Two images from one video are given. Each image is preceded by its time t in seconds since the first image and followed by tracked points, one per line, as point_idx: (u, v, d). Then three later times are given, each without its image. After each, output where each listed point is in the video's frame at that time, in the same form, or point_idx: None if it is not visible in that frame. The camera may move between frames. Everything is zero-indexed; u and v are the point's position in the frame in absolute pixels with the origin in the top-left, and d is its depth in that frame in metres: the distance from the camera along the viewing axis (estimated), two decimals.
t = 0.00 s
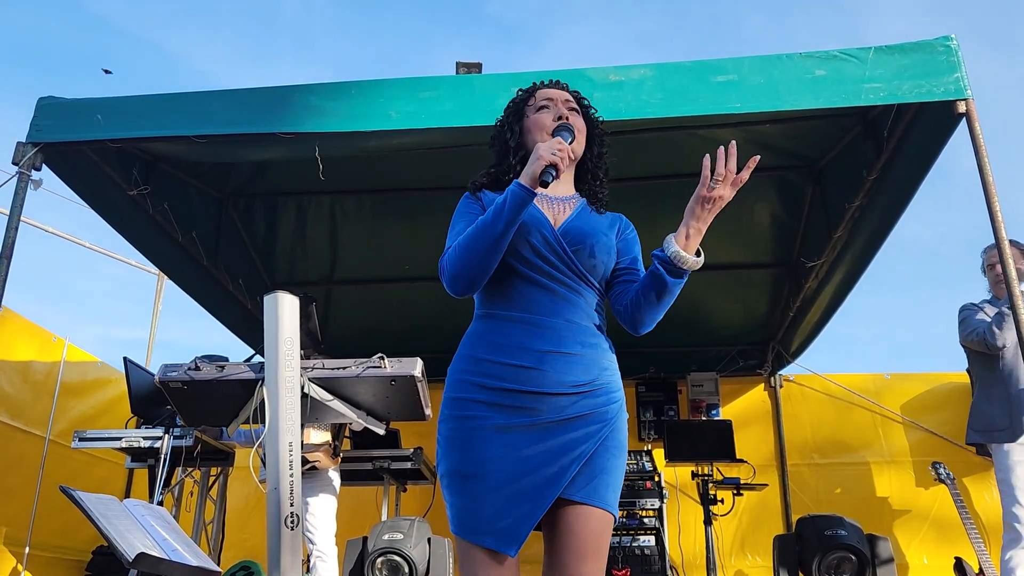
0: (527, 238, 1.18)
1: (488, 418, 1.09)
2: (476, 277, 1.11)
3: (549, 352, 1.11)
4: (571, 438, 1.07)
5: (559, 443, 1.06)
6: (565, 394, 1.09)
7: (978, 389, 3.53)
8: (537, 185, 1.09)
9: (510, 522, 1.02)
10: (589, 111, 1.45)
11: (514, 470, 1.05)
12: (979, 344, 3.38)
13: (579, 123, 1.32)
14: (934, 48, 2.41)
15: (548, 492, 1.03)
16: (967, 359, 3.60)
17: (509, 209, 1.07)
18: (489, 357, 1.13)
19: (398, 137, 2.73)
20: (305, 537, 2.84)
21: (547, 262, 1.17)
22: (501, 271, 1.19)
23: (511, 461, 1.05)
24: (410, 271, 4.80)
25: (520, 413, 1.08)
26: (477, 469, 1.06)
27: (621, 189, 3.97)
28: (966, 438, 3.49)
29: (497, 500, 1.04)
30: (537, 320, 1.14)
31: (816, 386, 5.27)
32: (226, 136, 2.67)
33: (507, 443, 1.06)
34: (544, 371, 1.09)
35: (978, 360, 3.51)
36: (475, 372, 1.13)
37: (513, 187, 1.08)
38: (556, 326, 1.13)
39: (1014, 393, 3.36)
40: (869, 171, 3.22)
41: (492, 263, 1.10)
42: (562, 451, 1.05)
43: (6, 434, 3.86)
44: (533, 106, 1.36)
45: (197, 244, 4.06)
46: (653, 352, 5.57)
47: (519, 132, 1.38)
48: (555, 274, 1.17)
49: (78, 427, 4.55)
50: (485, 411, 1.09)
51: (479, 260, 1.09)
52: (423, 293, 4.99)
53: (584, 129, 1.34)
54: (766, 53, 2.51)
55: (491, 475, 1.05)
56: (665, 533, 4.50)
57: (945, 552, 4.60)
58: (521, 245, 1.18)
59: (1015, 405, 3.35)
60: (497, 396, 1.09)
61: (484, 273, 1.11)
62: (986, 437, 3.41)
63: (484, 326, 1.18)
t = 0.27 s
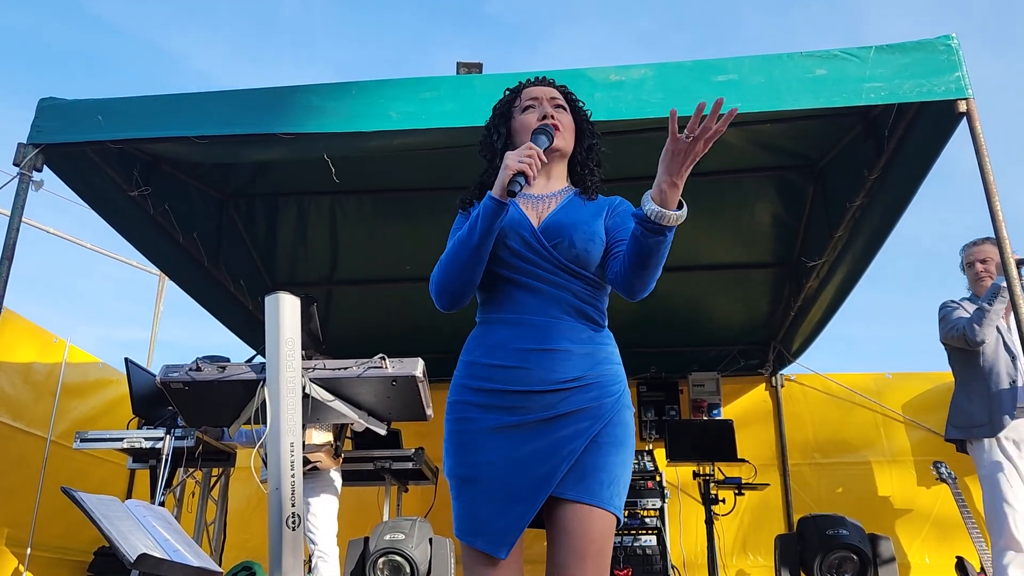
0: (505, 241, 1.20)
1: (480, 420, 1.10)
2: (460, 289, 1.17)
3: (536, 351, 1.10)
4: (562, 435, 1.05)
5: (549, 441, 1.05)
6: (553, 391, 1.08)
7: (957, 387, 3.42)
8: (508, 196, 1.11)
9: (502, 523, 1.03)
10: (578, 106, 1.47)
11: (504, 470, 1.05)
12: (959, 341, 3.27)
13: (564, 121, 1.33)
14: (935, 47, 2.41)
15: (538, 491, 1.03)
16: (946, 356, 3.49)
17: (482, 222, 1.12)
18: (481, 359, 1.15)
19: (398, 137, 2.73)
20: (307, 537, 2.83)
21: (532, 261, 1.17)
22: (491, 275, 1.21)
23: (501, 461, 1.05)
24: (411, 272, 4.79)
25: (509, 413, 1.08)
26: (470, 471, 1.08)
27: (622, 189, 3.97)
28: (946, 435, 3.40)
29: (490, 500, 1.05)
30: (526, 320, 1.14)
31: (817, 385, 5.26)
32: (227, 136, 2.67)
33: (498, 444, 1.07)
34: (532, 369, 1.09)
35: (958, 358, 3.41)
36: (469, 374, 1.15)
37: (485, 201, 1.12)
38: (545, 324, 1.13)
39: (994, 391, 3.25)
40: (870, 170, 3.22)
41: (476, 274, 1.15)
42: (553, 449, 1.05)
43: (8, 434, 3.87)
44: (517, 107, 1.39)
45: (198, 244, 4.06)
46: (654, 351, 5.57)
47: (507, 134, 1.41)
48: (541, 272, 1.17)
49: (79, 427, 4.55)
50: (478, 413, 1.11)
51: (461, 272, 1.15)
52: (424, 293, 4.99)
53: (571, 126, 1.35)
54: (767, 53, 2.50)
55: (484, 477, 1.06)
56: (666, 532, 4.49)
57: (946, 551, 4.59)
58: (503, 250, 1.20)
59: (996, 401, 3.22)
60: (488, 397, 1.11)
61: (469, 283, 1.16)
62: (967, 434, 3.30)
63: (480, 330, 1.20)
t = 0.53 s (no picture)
0: (499, 246, 1.20)
1: (482, 421, 1.10)
2: (457, 301, 1.18)
3: (536, 351, 1.10)
4: (564, 434, 1.05)
5: (551, 441, 1.05)
6: (554, 390, 1.07)
7: (942, 384, 3.38)
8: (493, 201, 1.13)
9: (506, 523, 1.03)
10: (559, 106, 1.45)
11: (506, 471, 1.05)
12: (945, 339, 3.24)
13: (545, 123, 1.32)
14: (934, 47, 2.41)
15: (540, 490, 1.03)
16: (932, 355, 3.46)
17: (471, 229, 1.13)
18: (483, 362, 1.15)
19: (398, 139, 2.73)
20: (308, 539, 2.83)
21: (528, 262, 1.17)
22: (489, 280, 1.21)
23: (504, 462, 1.06)
24: (411, 273, 4.80)
25: (511, 413, 1.09)
26: (473, 473, 1.08)
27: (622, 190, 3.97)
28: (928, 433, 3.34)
29: (493, 501, 1.05)
30: (526, 320, 1.14)
31: (818, 386, 5.26)
32: (228, 138, 2.67)
33: (500, 445, 1.07)
34: (532, 370, 1.09)
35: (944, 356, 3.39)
36: (472, 377, 1.16)
37: (472, 209, 1.13)
38: (545, 324, 1.13)
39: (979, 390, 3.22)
40: (870, 170, 3.22)
41: (472, 283, 1.15)
42: (555, 449, 1.04)
43: (9, 436, 3.87)
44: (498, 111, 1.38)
45: (198, 246, 4.07)
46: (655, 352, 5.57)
47: (488, 139, 1.41)
48: (539, 272, 1.16)
49: (81, 429, 4.55)
50: (480, 415, 1.11)
51: (456, 280, 1.16)
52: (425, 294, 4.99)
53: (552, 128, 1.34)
54: (767, 53, 2.51)
55: (487, 478, 1.07)
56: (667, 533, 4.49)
57: (947, 551, 4.58)
58: (498, 254, 1.20)
59: (982, 403, 3.18)
60: (490, 399, 1.11)
61: (465, 292, 1.17)
62: (952, 433, 3.25)
63: (482, 332, 1.20)
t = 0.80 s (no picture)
0: (501, 251, 1.20)
1: (486, 424, 1.10)
2: (460, 308, 1.16)
3: (542, 354, 1.10)
4: (570, 438, 1.05)
5: (557, 445, 1.04)
6: (560, 394, 1.07)
7: (942, 384, 3.38)
8: (496, 210, 1.12)
9: (511, 527, 1.02)
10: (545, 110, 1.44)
11: (511, 475, 1.04)
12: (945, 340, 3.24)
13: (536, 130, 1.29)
14: (934, 48, 2.41)
15: (546, 494, 1.02)
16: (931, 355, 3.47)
17: (474, 236, 1.12)
18: (486, 364, 1.15)
19: (398, 140, 2.73)
20: (308, 541, 2.83)
21: (531, 266, 1.17)
22: (490, 284, 1.20)
23: (508, 465, 1.05)
24: (411, 275, 4.79)
25: (516, 417, 1.08)
26: (477, 476, 1.07)
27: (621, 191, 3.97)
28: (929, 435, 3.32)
29: (498, 504, 1.04)
30: (531, 323, 1.14)
31: (819, 386, 5.25)
32: (226, 141, 2.67)
33: (505, 448, 1.07)
34: (538, 373, 1.09)
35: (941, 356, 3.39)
36: (474, 380, 1.15)
37: (475, 217, 1.12)
38: (550, 327, 1.13)
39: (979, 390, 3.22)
40: (870, 171, 3.22)
41: (474, 289, 1.14)
42: (560, 452, 1.04)
43: (9, 440, 3.86)
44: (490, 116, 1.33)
45: (197, 248, 4.06)
46: (655, 353, 5.57)
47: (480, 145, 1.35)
48: (543, 275, 1.16)
49: (80, 432, 4.55)
50: (484, 417, 1.11)
51: (458, 289, 1.14)
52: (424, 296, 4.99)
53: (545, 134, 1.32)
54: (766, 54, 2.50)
55: (491, 481, 1.06)
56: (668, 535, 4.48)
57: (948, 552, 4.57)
58: (501, 258, 1.19)
59: (982, 403, 3.17)
60: (495, 402, 1.10)
61: (468, 300, 1.15)
62: (951, 434, 3.25)
63: (483, 335, 1.20)
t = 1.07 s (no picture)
0: (503, 253, 1.18)
1: (487, 425, 1.09)
2: (463, 309, 1.12)
3: (543, 355, 1.10)
4: (573, 439, 1.05)
5: (559, 445, 1.04)
6: (563, 396, 1.07)
7: (948, 386, 3.40)
8: (501, 213, 1.09)
9: (513, 528, 1.02)
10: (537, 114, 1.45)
11: (514, 475, 1.04)
12: (950, 340, 3.24)
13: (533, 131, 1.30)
14: (932, 48, 2.41)
15: (548, 494, 1.02)
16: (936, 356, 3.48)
17: (477, 237, 1.09)
18: (485, 365, 1.14)
19: (397, 142, 2.73)
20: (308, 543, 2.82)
21: (532, 267, 1.17)
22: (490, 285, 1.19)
23: (511, 466, 1.05)
24: (411, 276, 4.79)
25: (517, 417, 1.08)
26: (478, 477, 1.07)
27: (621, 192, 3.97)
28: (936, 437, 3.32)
29: (500, 505, 1.04)
30: (532, 324, 1.14)
31: (819, 387, 5.25)
32: (226, 143, 2.67)
33: (507, 450, 1.06)
34: (540, 374, 1.09)
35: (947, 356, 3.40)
36: (474, 380, 1.14)
37: (479, 219, 1.09)
38: (551, 329, 1.13)
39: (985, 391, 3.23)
40: (869, 171, 3.22)
41: (476, 291, 1.11)
42: (563, 453, 1.04)
43: (9, 442, 3.86)
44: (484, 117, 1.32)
45: (197, 250, 4.06)
46: (655, 354, 5.57)
47: (475, 145, 1.33)
48: (545, 277, 1.17)
49: (80, 434, 4.55)
50: (484, 418, 1.10)
51: (460, 293, 1.11)
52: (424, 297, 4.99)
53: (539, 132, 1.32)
54: (765, 55, 2.50)
55: (493, 482, 1.05)
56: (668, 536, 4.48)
57: (948, 552, 4.57)
58: (499, 259, 1.18)
59: (989, 403, 3.18)
60: (495, 403, 1.10)
61: (469, 304, 1.12)
62: (958, 437, 3.24)
63: (482, 336, 1.19)
